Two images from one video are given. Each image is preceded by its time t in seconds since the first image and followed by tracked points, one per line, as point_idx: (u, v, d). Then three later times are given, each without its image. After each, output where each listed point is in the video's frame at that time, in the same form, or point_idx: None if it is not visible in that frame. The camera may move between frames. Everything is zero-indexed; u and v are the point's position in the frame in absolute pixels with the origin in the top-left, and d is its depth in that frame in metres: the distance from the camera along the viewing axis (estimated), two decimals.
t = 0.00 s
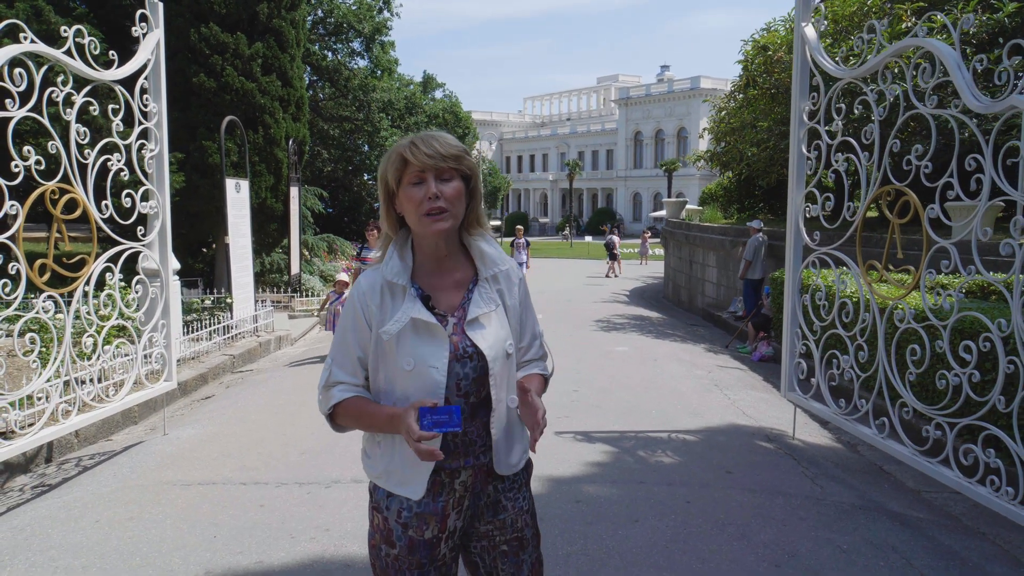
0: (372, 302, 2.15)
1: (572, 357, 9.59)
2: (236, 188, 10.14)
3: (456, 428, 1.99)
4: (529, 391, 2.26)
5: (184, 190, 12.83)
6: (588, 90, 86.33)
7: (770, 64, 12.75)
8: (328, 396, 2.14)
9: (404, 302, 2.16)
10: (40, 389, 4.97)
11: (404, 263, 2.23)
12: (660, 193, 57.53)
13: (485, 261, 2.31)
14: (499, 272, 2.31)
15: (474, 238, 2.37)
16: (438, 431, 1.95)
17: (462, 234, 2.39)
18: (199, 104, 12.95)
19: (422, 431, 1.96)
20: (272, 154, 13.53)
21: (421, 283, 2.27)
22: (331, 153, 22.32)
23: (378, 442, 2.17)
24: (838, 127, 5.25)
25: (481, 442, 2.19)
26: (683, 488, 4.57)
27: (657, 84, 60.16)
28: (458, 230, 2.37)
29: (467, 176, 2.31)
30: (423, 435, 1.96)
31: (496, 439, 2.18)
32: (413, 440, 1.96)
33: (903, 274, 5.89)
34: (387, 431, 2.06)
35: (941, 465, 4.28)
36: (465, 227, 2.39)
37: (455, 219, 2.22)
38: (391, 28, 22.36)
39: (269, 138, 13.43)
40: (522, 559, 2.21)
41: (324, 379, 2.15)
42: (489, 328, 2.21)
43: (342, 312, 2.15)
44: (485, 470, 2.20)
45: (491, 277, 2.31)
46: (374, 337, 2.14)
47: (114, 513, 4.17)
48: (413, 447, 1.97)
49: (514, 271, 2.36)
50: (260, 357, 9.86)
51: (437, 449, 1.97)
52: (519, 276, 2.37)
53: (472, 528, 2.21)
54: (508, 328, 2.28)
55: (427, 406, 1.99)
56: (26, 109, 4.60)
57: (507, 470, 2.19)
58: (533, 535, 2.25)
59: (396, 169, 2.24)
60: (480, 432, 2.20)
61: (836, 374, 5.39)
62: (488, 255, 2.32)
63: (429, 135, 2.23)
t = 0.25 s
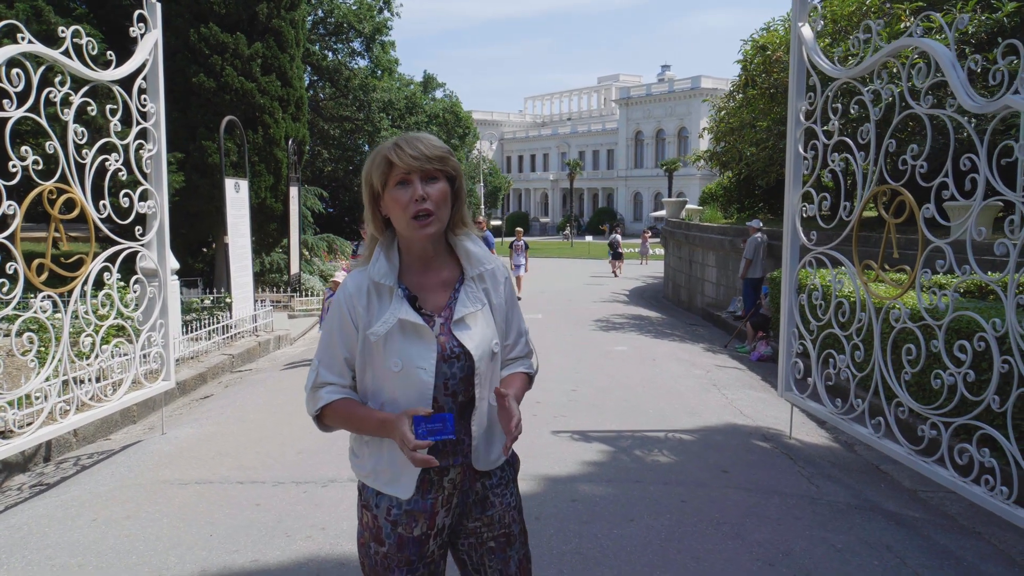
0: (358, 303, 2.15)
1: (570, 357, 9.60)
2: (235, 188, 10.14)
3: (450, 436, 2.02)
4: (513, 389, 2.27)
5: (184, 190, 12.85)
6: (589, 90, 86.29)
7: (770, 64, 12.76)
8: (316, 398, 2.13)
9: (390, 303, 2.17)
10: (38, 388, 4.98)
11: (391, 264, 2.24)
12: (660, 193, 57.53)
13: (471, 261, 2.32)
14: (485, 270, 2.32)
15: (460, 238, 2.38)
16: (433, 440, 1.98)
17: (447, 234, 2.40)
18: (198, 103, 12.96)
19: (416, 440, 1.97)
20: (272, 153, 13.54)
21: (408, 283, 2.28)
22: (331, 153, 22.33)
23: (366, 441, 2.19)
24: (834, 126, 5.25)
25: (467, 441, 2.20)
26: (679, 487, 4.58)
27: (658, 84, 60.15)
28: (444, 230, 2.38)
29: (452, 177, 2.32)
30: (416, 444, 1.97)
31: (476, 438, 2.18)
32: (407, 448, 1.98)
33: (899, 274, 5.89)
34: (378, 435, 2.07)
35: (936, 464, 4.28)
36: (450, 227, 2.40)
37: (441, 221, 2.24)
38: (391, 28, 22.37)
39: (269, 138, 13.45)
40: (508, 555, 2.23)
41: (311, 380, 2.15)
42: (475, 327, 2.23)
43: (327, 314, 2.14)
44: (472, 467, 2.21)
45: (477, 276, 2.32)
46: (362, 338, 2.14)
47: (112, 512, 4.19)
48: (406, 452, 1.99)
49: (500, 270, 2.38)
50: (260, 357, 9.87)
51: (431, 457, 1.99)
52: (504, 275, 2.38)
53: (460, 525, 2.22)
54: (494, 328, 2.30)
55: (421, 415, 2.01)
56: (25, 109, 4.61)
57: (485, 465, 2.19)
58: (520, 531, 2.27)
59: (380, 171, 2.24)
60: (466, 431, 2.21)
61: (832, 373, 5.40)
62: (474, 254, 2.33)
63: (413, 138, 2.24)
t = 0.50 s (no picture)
0: (347, 303, 2.16)
1: (570, 356, 9.59)
2: (235, 187, 10.13)
3: (443, 430, 2.03)
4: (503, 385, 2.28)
5: (184, 189, 12.85)
6: (590, 89, 86.23)
7: (770, 63, 12.73)
8: (305, 399, 2.13)
9: (380, 303, 2.17)
10: (36, 387, 4.99)
11: (379, 264, 2.25)
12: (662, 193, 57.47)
13: (458, 259, 2.33)
14: (472, 267, 2.34)
15: (447, 236, 2.39)
16: (426, 433, 1.98)
17: (434, 234, 2.41)
18: (198, 103, 12.96)
19: (410, 434, 1.98)
20: (272, 153, 13.53)
21: (397, 284, 2.28)
22: (332, 152, 22.33)
23: (356, 442, 2.18)
24: (832, 126, 5.24)
25: (459, 438, 2.20)
26: (676, 487, 4.58)
27: (659, 83, 60.09)
28: (431, 230, 2.39)
29: (437, 178, 2.33)
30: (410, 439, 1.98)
31: (466, 435, 2.19)
32: (401, 443, 1.98)
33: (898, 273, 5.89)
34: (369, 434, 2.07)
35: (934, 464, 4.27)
36: (436, 226, 2.41)
37: (428, 222, 2.24)
38: (392, 27, 22.36)
39: (269, 138, 13.44)
40: (499, 551, 2.23)
41: (300, 382, 2.15)
42: (463, 325, 2.24)
43: (317, 315, 2.14)
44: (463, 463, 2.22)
45: (465, 274, 2.33)
46: (351, 337, 2.14)
47: (109, 511, 4.19)
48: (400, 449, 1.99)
49: (487, 266, 2.39)
50: (260, 356, 9.87)
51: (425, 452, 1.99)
52: (492, 271, 2.39)
53: (450, 521, 2.23)
54: (482, 324, 2.31)
55: (415, 410, 2.01)
56: (22, 109, 4.61)
57: (477, 461, 2.20)
58: (511, 525, 2.27)
59: (366, 174, 2.25)
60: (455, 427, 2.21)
61: (830, 373, 5.39)
62: (461, 252, 2.33)
63: (397, 139, 2.25)
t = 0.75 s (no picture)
0: (346, 297, 2.16)
1: (571, 356, 9.59)
2: (237, 187, 10.14)
3: (449, 429, 2.04)
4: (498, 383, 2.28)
5: (186, 189, 12.87)
6: (593, 88, 86.17)
7: (772, 63, 12.72)
8: (301, 393, 2.12)
9: (379, 298, 2.17)
10: (36, 385, 5.00)
11: (378, 259, 2.24)
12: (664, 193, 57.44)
13: (455, 255, 2.33)
14: (469, 264, 2.33)
15: (444, 233, 2.39)
16: (433, 434, 2.00)
17: (431, 230, 2.40)
18: (201, 103, 12.98)
19: (418, 433, 1.99)
20: (274, 152, 13.54)
21: (395, 280, 2.27)
22: (335, 151, 22.35)
23: (350, 437, 2.18)
24: (833, 125, 5.23)
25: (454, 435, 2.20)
26: (675, 487, 4.57)
27: (662, 83, 60.05)
28: (428, 226, 2.38)
29: (435, 174, 2.33)
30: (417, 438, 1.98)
31: (460, 431, 2.19)
32: (409, 442, 1.98)
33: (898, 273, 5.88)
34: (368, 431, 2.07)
35: (933, 465, 4.26)
36: (434, 223, 2.41)
37: (427, 216, 2.24)
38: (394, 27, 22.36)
39: (271, 137, 13.45)
40: (497, 553, 2.23)
41: (296, 375, 2.13)
42: (459, 321, 2.23)
43: (315, 309, 2.14)
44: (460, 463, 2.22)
45: (461, 270, 2.32)
46: (349, 332, 2.15)
47: (108, 509, 4.20)
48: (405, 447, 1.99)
49: (483, 263, 2.39)
50: (261, 355, 9.88)
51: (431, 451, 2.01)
52: (489, 268, 2.39)
53: (448, 522, 2.22)
54: (478, 321, 2.31)
55: (422, 408, 2.02)
56: (22, 108, 4.62)
57: (468, 459, 2.19)
58: (510, 529, 2.26)
59: (365, 169, 2.24)
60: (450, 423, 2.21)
61: (830, 373, 5.38)
62: (458, 248, 2.33)
63: (395, 135, 2.25)
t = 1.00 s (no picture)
0: (353, 287, 2.21)
1: (572, 356, 9.58)
2: (239, 186, 10.16)
3: (438, 387, 2.05)
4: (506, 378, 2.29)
5: (188, 189, 12.88)
6: (596, 88, 86.08)
7: (773, 62, 12.70)
8: (309, 380, 2.20)
9: (386, 288, 2.23)
10: (37, 384, 5.00)
11: (387, 252, 2.30)
12: (668, 193, 57.35)
13: (463, 252, 2.38)
14: (476, 261, 2.38)
15: (453, 232, 2.44)
16: (420, 390, 2.02)
17: (442, 228, 2.46)
18: (203, 103, 12.98)
19: (405, 391, 2.02)
20: (276, 152, 13.54)
21: (402, 274, 2.33)
22: (337, 151, 22.35)
23: (358, 427, 2.22)
24: (833, 125, 5.22)
25: (460, 430, 2.23)
26: (674, 487, 4.57)
27: (665, 83, 59.97)
28: (438, 224, 2.44)
29: (446, 173, 2.38)
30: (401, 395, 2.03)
31: (470, 425, 2.21)
32: (396, 401, 2.02)
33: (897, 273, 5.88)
34: (366, 405, 2.11)
35: (933, 466, 4.25)
36: (444, 221, 2.46)
37: (436, 213, 2.29)
38: (397, 27, 22.35)
39: (273, 137, 13.45)
40: (498, 550, 2.30)
41: (305, 363, 2.21)
42: (464, 315, 2.27)
43: (324, 299, 2.20)
44: (465, 460, 2.24)
45: (468, 267, 2.37)
46: (355, 320, 2.20)
47: (108, 508, 4.20)
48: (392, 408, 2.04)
49: (492, 262, 2.43)
50: (263, 355, 9.88)
51: (420, 408, 2.04)
52: (497, 267, 2.43)
53: (452, 521, 2.28)
54: (486, 317, 2.33)
55: (408, 368, 2.05)
56: (23, 108, 4.61)
57: (479, 456, 2.23)
58: (511, 527, 2.33)
59: (378, 165, 2.30)
60: (457, 418, 2.24)
61: (831, 373, 5.38)
62: (466, 246, 2.38)
63: (409, 133, 2.31)
